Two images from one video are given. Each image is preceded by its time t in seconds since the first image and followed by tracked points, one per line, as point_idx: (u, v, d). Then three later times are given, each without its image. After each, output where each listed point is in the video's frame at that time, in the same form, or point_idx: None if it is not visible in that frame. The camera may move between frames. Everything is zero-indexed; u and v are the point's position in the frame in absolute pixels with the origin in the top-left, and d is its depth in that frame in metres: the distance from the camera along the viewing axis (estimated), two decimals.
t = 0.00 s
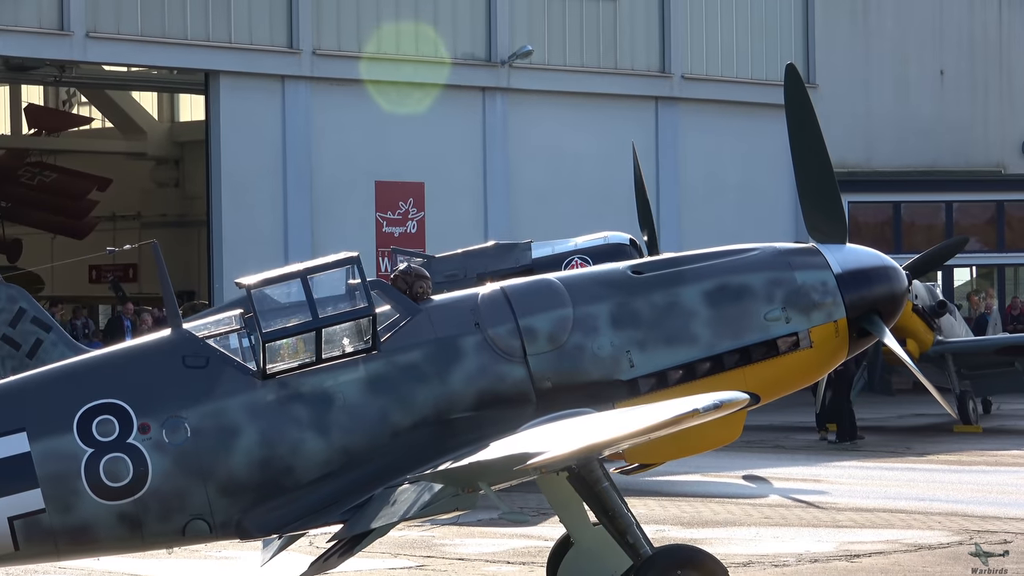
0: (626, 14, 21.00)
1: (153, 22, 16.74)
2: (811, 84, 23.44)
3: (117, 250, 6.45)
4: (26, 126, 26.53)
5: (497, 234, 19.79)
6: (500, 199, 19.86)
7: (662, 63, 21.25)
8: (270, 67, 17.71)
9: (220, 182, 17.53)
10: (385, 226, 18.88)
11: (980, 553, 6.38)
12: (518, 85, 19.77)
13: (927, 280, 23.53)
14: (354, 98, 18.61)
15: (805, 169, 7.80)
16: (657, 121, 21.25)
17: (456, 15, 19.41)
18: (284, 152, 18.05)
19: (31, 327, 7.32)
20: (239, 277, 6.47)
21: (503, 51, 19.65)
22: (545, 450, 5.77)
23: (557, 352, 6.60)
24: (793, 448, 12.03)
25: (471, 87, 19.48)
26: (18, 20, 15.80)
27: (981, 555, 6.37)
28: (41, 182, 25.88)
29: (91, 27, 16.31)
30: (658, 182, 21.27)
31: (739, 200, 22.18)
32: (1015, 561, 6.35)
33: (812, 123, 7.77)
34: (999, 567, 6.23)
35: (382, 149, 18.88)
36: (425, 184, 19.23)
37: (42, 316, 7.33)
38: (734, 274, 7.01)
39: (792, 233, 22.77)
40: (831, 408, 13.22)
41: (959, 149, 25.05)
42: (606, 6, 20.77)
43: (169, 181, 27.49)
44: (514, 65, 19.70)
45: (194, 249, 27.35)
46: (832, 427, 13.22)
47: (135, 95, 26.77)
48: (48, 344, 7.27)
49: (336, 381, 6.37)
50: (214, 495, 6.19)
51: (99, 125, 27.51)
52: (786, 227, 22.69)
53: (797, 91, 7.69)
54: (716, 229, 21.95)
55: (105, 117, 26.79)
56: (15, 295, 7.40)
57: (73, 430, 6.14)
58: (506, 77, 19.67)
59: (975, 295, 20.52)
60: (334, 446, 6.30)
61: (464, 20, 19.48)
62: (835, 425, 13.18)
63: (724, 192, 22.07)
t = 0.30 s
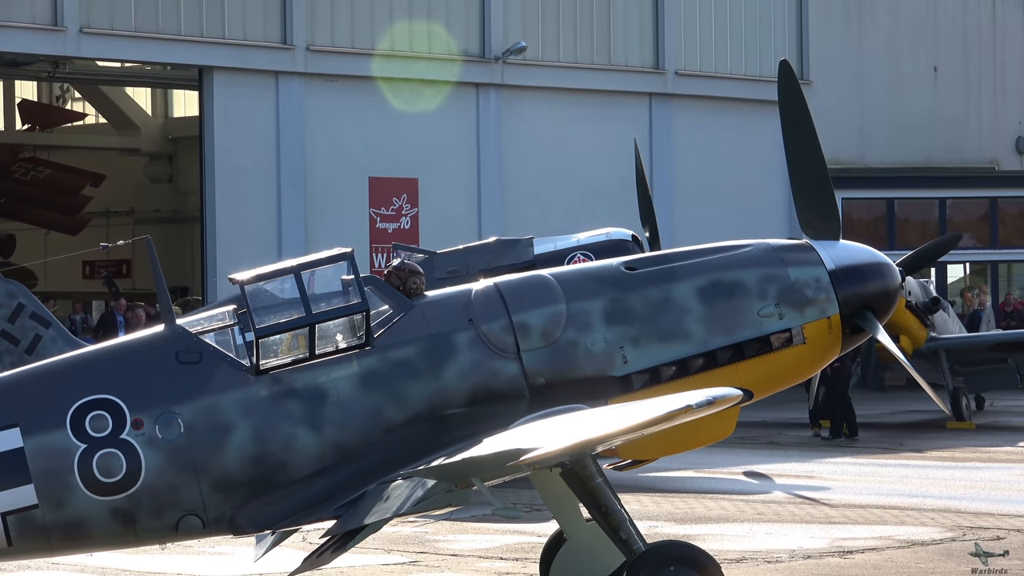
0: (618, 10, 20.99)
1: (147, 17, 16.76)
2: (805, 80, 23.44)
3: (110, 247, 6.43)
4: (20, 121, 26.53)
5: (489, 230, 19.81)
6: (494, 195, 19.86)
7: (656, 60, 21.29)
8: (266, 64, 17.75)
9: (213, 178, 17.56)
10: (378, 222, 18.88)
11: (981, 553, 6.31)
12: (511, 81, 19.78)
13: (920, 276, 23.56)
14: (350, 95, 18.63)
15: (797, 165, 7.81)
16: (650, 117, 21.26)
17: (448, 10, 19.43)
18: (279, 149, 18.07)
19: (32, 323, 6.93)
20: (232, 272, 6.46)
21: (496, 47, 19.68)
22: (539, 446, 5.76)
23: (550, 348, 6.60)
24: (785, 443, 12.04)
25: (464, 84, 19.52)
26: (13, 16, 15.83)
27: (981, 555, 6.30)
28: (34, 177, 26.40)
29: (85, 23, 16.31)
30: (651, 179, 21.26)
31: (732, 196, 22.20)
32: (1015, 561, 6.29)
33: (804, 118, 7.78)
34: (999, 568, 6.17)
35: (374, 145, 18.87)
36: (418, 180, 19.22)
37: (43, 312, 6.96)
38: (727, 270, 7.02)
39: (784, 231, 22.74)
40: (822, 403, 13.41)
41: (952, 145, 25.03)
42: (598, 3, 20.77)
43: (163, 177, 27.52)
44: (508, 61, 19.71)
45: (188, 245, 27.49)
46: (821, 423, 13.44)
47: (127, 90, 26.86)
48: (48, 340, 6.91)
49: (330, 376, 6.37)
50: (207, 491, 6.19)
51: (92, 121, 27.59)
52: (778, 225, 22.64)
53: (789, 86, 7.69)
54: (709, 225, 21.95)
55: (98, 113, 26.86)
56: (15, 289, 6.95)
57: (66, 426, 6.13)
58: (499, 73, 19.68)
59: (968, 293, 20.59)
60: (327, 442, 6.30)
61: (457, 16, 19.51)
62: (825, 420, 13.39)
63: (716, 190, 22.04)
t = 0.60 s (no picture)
0: (607, 12, 21.13)
1: (146, 20, 16.91)
2: (788, 82, 23.64)
3: (111, 245, 6.59)
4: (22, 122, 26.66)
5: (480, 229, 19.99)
6: (486, 194, 20.04)
7: (644, 62, 21.43)
8: (263, 66, 17.90)
9: (212, 177, 17.70)
10: (373, 220, 19.06)
11: (981, 552, 6.26)
12: (502, 83, 19.95)
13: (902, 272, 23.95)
14: (345, 96, 18.78)
15: (782, 164, 7.99)
16: (637, 119, 21.39)
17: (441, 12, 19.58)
18: (276, 149, 18.22)
19: (39, 319, 7.08)
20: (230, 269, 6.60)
21: (488, 49, 19.84)
22: (529, 438, 5.92)
23: (541, 343, 6.77)
24: (772, 435, 12.25)
25: (456, 86, 19.68)
26: (16, 19, 15.98)
27: (981, 554, 6.26)
28: (36, 176, 26.46)
29: (86, 26, 16.47)
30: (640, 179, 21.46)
31: (720, 196, 22.47)
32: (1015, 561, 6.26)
33: (788, 119, 7.96)
34: (999, 567, 6.14)
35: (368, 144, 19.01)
36: (412, 179, 19.41)
37: (51, 308, 7.09)
38: (713, 267, 7.20)
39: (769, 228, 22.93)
40: (806, 397, 13.76)
41: (932, 144, 25.32)
42: (588, 6, 20.91)
43: (162, 176, 27.70)
44: (499, 63, 19.88)
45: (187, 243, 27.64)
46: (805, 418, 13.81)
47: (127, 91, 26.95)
48: (55, 336, 7.04)
49: (325, 371, 6.53)
50: (205, 482, 6.36)
51: (94, 121, 27.77)
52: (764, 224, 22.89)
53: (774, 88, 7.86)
54: (696, 225, 22.24)
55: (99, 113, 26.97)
56: (23, 287, 7.13)
57: (68, 419, 6.30)
58: (491, 75, 19.85)
59: (947, 288, 20.97)
60: (323, 435, 6.47)
61: (449, 19, 19.67)
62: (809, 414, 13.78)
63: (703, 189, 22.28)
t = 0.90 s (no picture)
0: (590, 23, 21.57)
1: (151, 30, 17.28)
2: (761, 90, 24.12)
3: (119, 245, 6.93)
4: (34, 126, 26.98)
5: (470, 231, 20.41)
6: (475, 197, 20.46)
7: (625, 70, 21.91)
8: (264, 74, 18.25)
9: (214, 180, 18.05)
10: (367, 221, 19.34)
11: (981, 552, 6.27)
12: (491, 91, 20.37)
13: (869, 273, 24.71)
14: (341, 102, 19.14)
15: (755, 168, 8.41)
16: (618, 125, 21.88)
17: (433, 21, 19.96)
18: (275, 153, 18.55)
19: (54, 315, 7.32)
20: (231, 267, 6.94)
21: (477, 59, 20.28)
22: (515, 429, 6.26)
23: (526, 338, 7.12)
24: (745, 426, 12.66)
25: (446, 96, 20.08)
26: (28, 29, 16.28)
27: (982, 555, 6.26)
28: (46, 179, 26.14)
29: (95, 37, 16.84)
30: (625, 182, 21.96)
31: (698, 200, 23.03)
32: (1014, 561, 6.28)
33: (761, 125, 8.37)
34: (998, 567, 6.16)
35: (361, 147, 19.37)
36: (405, 182, 19.79)
37: (66, 305, 7.34)
38: (690, 267, 7.58)
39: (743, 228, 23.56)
40: (777, 389, 14.26)
41: (898, 149, 26.00)
42: (572, 17, 21.34)
43: (167, 180, 28.13)
44: (488, 72, 20.30)
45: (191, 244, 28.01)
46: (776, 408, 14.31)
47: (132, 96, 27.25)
48: (69, 331, 7.30)
49: (321, 364, 6.88)
50: (207, 470, 6.70)
51: (102, 126, 28.18)
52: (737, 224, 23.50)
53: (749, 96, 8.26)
54: (677, 228, 22.78)
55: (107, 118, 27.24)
56: (38, 284, 7.28)
57: (77, 410, 6.62)
58: (479, 83, 20.27)
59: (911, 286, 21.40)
60: (319, 425, 6.82)
61: (441, 29, 20.07)
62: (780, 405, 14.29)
63: (683, 192, 22.84)
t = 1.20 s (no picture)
0: (575, 31, 21.80)
1: (153, 37, 17.56)
2: (741, 95, 24.33)
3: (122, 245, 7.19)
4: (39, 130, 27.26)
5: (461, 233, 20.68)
6: (466, 200, 20.74)
7: (609, 76, 22.17)
8: (261, 80, 18.53)
9: (213, 183, 18.30)
10: (361, 223, 19.71)
11: (980, 552, 6.25)
12: (480, 97, 20.67)
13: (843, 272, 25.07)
14: (336, 107, 19.41)
15: (735, 172, 8.72)
16: (603, 129, 22.16)
17: (425, 28, 20.25)
18: (270, 157, 18.80)
19: (63, 312, 7.56)
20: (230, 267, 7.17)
21: (467, 65, 20.55)
22: (504, 422, 6.51)
23: (514, 335, 7.38)
24: (724, 420, 12.96)
25: (437, 101, 20.36)
26: (34, 35, 16.62)
27: (981, 555, 6.25)
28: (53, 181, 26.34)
29: (98, 44, 17.11)
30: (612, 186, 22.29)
31: (678, 201, 23.25)
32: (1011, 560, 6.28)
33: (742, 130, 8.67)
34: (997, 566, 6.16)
35: (354, 150, 19.62)
36: (398, 185, 20.07)
37: (73, 303, 7.57)
38: (673, 266, 7.85)
39: (723, 229, 23.87)
40: (757, 384, 14.61)
41: (873, 153, 26.41)
42: (559, 26, 21.61)
43: (168, 181, 28.24)
44: (478, 79, 20.60)
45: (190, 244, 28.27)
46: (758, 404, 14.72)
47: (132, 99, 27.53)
48: (76, 328, 7.54)
49: (317, 360, 7.14)
50: (207, 462, 6.94)
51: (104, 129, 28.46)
52: (717, 226, 23.79)
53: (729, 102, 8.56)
54: (658, 226, 23.00)
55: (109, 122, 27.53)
56: (47, 283, 7.51)
57: (81, 404, 6.87)
58: (469, 89, 20.57)
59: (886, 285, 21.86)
60: (315, 418, 7.07)
61: (432, 36, 20.35)
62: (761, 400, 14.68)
63: (664, 194, 23.09)
